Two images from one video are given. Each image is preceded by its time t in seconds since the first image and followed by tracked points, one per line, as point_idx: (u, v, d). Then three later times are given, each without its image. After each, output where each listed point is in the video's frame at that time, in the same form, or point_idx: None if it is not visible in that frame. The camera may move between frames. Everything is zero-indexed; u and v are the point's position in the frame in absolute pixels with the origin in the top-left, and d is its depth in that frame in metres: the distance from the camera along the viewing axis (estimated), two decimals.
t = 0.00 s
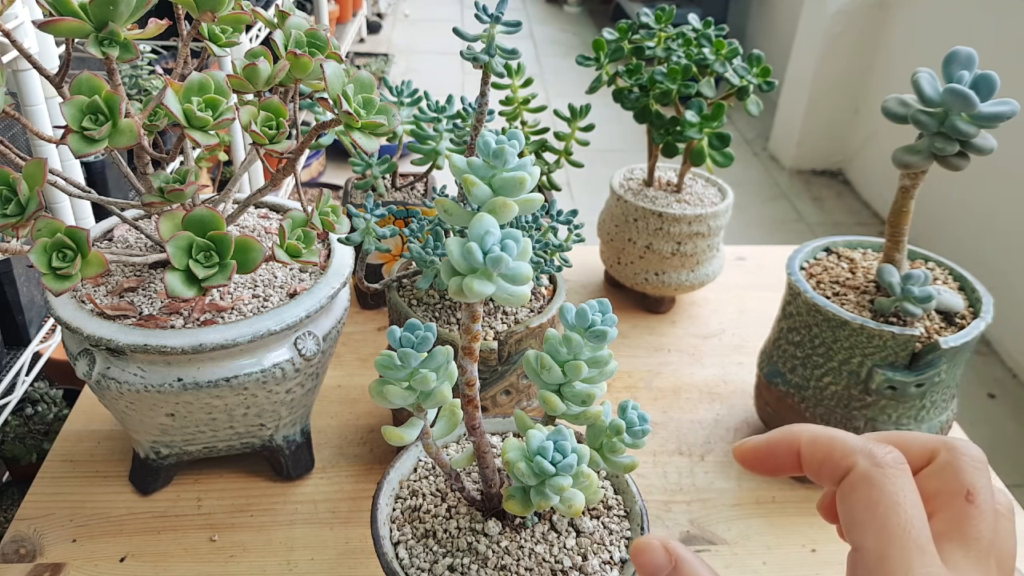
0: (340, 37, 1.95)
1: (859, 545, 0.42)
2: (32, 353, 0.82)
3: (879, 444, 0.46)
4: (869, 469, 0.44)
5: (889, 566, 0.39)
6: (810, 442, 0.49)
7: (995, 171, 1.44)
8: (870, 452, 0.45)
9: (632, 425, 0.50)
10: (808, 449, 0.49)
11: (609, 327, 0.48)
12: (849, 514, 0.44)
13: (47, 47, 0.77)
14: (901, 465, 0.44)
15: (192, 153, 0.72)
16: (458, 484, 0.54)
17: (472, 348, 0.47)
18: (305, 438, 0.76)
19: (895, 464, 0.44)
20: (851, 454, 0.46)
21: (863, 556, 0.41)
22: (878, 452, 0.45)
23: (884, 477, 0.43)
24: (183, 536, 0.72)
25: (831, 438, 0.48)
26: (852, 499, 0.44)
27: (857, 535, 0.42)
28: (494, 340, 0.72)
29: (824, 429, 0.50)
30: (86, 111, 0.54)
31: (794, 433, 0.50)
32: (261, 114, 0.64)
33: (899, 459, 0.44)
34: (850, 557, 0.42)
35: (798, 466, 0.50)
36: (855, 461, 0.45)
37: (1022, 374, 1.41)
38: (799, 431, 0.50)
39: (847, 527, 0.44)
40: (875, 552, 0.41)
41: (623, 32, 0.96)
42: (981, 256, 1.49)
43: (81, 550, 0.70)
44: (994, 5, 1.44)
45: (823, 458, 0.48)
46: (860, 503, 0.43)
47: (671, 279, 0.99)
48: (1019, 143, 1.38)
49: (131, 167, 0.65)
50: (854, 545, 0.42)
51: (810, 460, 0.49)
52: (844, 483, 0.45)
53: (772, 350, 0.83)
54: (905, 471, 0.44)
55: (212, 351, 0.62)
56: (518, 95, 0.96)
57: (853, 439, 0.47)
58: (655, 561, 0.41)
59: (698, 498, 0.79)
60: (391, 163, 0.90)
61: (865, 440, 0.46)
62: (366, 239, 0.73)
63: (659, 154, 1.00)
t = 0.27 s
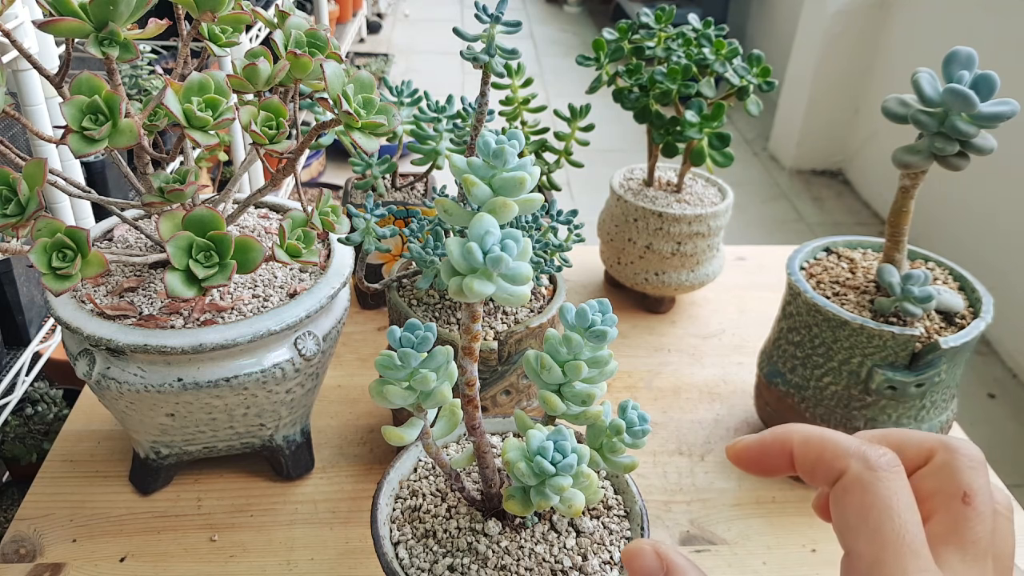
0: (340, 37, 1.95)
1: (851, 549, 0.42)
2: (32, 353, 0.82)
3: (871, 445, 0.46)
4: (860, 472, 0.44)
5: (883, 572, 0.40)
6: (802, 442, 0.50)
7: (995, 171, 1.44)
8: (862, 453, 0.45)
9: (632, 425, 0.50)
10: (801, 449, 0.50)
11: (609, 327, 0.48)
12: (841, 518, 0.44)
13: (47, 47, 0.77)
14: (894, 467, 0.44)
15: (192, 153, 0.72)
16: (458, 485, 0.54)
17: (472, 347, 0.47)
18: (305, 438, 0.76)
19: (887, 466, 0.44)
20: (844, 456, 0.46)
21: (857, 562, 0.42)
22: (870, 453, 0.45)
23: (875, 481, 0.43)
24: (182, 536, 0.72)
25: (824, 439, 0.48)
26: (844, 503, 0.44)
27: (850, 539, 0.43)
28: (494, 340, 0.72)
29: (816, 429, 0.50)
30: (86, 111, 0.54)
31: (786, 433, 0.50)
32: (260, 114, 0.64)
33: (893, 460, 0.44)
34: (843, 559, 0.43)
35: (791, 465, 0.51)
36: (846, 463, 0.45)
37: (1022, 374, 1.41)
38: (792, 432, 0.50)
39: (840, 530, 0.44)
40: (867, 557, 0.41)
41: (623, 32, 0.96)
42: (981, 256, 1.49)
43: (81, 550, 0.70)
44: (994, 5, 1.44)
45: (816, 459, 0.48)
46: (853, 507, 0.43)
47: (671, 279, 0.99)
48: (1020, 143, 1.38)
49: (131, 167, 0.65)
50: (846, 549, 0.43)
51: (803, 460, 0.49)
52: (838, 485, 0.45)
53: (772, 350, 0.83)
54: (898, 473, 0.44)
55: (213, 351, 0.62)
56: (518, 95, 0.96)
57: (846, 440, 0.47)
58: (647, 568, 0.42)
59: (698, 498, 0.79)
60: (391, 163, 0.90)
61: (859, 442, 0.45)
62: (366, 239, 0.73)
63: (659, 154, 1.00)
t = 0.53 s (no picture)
0: (340, 37, 1.95)
1: (868, 552, 0.40)
2: (32, 353, 0.82)
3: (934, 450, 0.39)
4: (905, 488, 0.38)
5: None
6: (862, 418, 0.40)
7: (995, 171, 1.44)
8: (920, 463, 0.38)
9: (632, 425, 0.50)
10: (858, 423, 0.40)
11: (609, 327, 0.48)
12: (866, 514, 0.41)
13: (47, 47, 0.77)
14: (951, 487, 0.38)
15: (192, 153, 0.72)
16: (458, 484, 0.54)
17: (472, 348, 0.47)
18: (305, 438, 0.76)
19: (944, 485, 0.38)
20: (897, 461, 0.38)
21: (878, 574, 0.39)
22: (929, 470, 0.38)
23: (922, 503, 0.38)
24: (183, 536, 0.72)
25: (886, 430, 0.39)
26: (875, 509, 0.40)
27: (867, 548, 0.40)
28: (494, 340, 0.72)
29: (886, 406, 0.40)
30: (86, 111, 0.54)
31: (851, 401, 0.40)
32: (260, 114, 0.64)
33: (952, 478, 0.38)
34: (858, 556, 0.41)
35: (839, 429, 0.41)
36: (900, 462, 0.38)
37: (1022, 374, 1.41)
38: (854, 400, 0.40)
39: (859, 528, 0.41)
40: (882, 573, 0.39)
41: (623, 32, 0.96)
42: (981, 256, 1.48)
43: (81, 550, 0.70)
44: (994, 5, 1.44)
45: (869, 447, 0.39)
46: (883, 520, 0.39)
47: (671, 279, 0.99)
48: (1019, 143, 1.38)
49: (131, 167, 0.65)
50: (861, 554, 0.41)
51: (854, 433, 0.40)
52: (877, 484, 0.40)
53: (772, 350, 0.83)
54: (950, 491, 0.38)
55: (213, 351, 0.62)
56: (518, 95, 0.96)
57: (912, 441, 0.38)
58: None
59: (698, 498, 0.79)
60: (391, 163, 0.90)
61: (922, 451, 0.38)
62: (366, 238, 0.73)
63: (659, 154, 1.00)
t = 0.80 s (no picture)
0: (340, 37, 1.95)
1: (833, 552, 0.45)
2: (32, 353, 0.82)
3: (886, 446, 0.44)
4: (859, 479, 0.44)
5: None
6: (817, 420, 0.46)
7: (995, 171, 1.44)
8: (869, 459, 0.43)
9: (632, 425, 0.50)
10: (813, 425, 0.46)
11: (609, 327, 0.48)
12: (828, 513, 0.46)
13: (47, 47, 0.77)
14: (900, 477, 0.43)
15: (192, 153, 0.72)
16: (458, 484, 0.54)
17: (472, 348, 0.47)
18: (305, 438, 0.76)
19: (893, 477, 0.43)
20: (845, 458, 0.44)
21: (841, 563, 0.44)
22: (876, 462, 0.43)
23: (874, 493, 0.43)
24: (183, 536, 0.72)
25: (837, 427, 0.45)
26: (834, 505, 0.45)
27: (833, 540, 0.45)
28: (494, 340, 0.72)
29: (841, 411, 0.46)
30: (86, 111, 0.54)
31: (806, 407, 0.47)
32: (260, 114, 0.64)
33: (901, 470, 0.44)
34: (824, 554, 0.46)
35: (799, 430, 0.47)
36: (852, 456, 0.44)
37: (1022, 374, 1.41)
38: (810, 406, 0.47)
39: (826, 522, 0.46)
40: (843, 568, 0.44)
41: (623, 32, 0.96)
42: (981, 256, 1.48)
43: (81, 550, 0.70)
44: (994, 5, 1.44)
45: (823, 446, 0.46)
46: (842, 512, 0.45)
47: (671, 279, 0.99)
48: (1019, 143, 1.38)
49: (131, 167, 0.65)
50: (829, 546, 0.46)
51: (810, 434, 0.47)
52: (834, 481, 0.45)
53: (772, 350, 0.83)
54: (899, 483, 0.43)
55: (212, 351, 0.62)
56: (518, 95, 0.96)
57: (863, 439, 0.44)
58: None
59: (698, 498, 0.79)
60: (391, 163, 0.90)
61: (871, 449, 0.44)
62: (366, 238, 0.73)
63: (659, 154, 1.00)
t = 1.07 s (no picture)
0: (341, 37, 1.95)
1: (840, 553, 0.46)
2: (32, 353, 0.82)
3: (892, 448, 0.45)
4: (865, 481, 0.44)
5: None
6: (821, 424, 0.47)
7: (995, 171, 1.44)
8: (874, 461, 0.44)
9: (632, 425, 0.50)
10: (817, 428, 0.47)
11: (609, 327, 0.48)
12: (835, 515, 0.47)
13: (47, 47, 0.77)
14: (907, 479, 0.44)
15: (192, 153, 0.72)
16: (458, 485, 0.54)
17: (472, 348, 0.47)
18: (305, 438, 0.76)
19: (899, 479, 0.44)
20: (852, 460, 0.45)
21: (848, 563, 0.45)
22: (882, 464, 0.44)
23: (880, 494, 0.44)
24: (183, 536, 0.72)
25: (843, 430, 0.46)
26: (841, 506, 0.46)
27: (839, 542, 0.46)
28: (494, 340, 0.72)
29: (846, 415, 0.47)
30: (86, 111, 0.54)
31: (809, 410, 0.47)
32: (260, 114, 0.64)
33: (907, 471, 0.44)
34: (832, 555, 0.47)
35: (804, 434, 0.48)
36: (858, 458, 0.45)
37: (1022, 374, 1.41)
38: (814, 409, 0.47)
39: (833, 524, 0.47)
40: (850, 569, 0.45)
41: (623, 32, 0.96)
42: (981, 256, 1.49)
43: (81, 550, 0.70)
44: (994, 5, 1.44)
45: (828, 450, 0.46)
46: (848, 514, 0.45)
47: (671, 279, 0.99)
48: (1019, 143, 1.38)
49: (131, 167, 0.65)
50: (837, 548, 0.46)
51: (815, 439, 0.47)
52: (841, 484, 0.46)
53: (772, 350, 0.83)
54: (905, 484, 0.44)
55: (212, 351, 0.62)
56: (518, 95, 0.96)
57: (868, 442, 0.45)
58: None
59: (698, 498, 0.79)
60: (391, 163, 0.90)
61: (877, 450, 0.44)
62: (366, 239, 0.73)
63: (659, 154, 1.00)
